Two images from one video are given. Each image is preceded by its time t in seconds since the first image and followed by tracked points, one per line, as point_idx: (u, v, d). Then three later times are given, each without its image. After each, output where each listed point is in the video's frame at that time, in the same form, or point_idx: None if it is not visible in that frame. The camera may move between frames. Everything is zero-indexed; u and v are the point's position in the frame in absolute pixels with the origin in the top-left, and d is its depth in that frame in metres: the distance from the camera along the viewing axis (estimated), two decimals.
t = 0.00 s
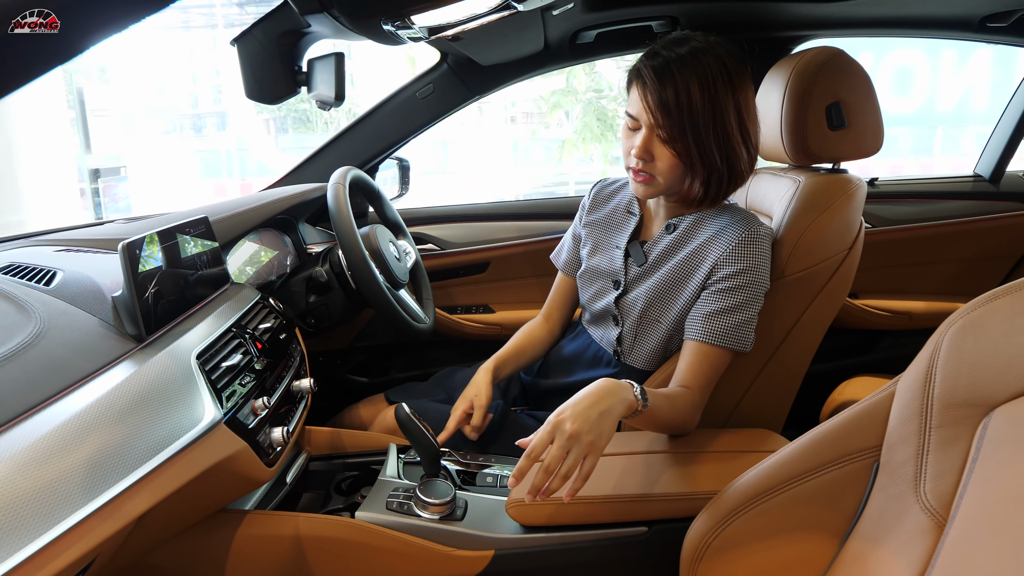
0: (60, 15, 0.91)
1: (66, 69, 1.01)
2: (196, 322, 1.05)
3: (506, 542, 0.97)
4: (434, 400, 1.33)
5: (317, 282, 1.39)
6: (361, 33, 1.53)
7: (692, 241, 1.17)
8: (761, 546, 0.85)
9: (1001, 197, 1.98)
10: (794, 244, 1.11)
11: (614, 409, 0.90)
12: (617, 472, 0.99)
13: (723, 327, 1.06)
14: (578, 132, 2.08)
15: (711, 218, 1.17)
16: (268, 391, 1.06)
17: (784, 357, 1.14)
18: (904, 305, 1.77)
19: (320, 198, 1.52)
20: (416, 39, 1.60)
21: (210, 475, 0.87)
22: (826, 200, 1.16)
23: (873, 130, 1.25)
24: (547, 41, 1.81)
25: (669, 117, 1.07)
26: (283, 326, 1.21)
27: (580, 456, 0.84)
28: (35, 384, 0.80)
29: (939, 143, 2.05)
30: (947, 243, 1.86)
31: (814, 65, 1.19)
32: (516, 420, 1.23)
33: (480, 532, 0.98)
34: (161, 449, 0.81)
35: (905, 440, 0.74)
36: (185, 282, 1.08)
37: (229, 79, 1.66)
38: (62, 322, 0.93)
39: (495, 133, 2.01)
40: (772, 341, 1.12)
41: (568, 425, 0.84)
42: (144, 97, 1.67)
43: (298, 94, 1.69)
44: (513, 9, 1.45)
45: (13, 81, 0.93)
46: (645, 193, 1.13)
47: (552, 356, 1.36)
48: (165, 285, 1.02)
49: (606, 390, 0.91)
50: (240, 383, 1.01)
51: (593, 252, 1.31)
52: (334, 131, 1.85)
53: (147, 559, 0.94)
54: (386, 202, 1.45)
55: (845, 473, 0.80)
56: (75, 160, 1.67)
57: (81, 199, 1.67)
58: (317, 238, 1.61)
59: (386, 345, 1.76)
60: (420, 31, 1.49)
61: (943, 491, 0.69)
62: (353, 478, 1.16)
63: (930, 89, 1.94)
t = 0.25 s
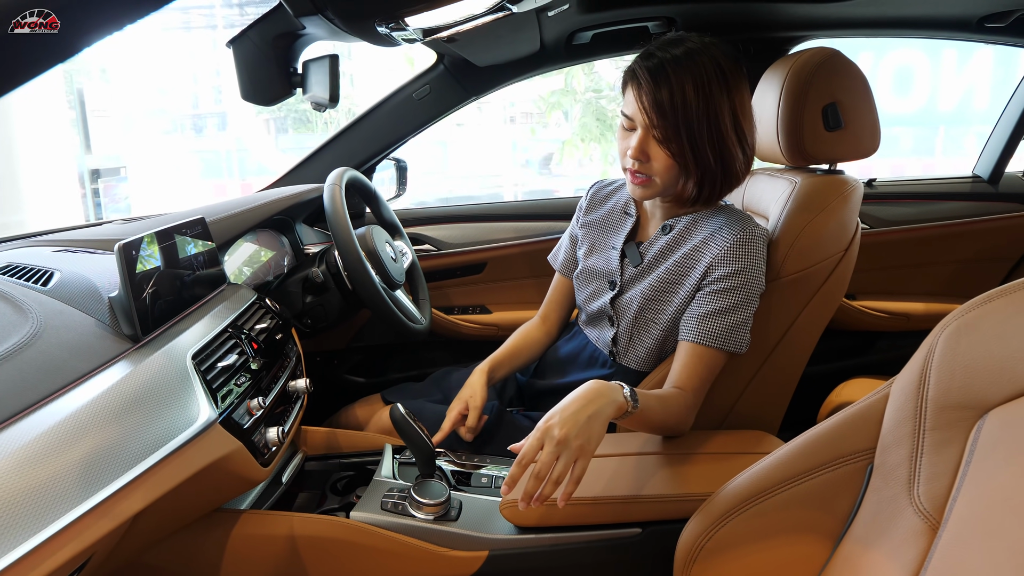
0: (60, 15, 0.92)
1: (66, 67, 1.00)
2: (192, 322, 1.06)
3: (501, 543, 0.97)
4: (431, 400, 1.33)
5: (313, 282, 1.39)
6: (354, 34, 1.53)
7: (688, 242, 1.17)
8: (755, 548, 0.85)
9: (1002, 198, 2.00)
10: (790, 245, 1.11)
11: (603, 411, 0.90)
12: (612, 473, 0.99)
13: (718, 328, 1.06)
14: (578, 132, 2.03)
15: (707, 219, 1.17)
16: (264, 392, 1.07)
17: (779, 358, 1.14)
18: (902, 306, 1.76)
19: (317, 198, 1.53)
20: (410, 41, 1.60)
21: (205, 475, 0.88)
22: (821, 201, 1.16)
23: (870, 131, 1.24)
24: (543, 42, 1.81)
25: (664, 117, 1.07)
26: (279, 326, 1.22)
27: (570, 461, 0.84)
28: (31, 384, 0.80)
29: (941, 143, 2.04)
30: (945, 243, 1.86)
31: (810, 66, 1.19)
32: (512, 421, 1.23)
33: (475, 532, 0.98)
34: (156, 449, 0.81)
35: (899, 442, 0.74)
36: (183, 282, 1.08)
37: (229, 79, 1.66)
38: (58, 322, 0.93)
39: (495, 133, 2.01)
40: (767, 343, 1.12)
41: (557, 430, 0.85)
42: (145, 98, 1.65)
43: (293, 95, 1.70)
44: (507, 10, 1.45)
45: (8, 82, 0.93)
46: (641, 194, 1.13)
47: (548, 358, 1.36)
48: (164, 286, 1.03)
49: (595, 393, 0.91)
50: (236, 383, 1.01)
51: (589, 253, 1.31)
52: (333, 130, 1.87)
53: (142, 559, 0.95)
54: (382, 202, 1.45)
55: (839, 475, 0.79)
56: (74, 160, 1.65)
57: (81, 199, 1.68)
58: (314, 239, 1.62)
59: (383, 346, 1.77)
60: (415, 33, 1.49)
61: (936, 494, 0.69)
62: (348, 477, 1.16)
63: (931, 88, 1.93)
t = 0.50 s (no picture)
0: (60, 15, 0.92)
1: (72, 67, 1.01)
2: (193, 322, 1.06)
3: (499, 544, 0.97)
4: (431, 400, 1.33)
5: (314, 283, 1.40)
6: (353, 35, 1.53)
7: (688, 243, 1.17)
8: (752, 550, 0.84)
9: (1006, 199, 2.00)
10: (791, 246, 1.11)
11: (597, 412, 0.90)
12: (610, 474, 0.99)
13: (717, 330, 1.06)
14: (582, 132, 2.03)
15: (707, 220, 1.17)
16: (264, 391, 1.07)
17: (779, 359, 1.13)
18: (906, 308, 1.76)
19: (318, 199, 1.53)
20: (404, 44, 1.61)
21: (205, 474, 0.88)
22: (822, 203, 1.15)
23: (871, 132, 1.24)
24: (544, 43, 1.81)
25: (664, 117, 1.07)
26: (280, 326, 1.22)
27: (565, 464, 0.85)
28: (32, 384, 0.81)
29: (949, 143, 2.03)
30: (948, 245, 1.85)
31: (811, 67, 1.18)
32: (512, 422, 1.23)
33: (473, 532, 0.98)
34: (155, 449, 0.82)
35: (898, 445, 0.74)
36: (185, 283, 1.09)
37: (234, 82, 1.65)
38: (59, 321, 0.94)
39: (500, 133, 2.01)
40: (767, 345, 1.12)
41: (551, 434, 0.85)
42: (150, 99, 1.67)
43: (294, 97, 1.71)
44: (506, 13, 1.43)
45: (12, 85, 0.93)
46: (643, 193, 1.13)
47: (549, 359, 1.37)
48: (166, 286, 1.03)
49: (590, 395, 0.91)
50: (236, 383, 1.02)
51: (590, 254, 1.31)
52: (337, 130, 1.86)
53: (142, 558, 0.95)
54: (383, 203, 1.45)
55: (836, 478, 0.79)
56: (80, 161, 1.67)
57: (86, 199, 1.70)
58: (316, 239, 1.63)
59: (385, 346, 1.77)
60: (414, 35, 1.50)
61: (934, 497, 0.69)
62: (348, 477, 1.17)
63: (936, 88, 1.91)
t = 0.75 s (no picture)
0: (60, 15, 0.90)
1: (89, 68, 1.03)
2: (207, 322, 1.07)
3: (510, 543, 0.98)
4: (443, 400, 1.34)
5: (327, 283, 1.41)
6: (364, 37, 1.54)
7: (699, 244, 1.17)
8: (762, 552, 0.84)
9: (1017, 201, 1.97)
10: (803, 247, 1.11)
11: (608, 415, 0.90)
12: (621, 475, 0.99)
13: (729, 330, 1.05)
14: (597, 133, 2.04)
15: (718, 221, 1.17)
16: (277, 390, 1.08)
17: (791, 361, 1.13)
18: (920, 308, 1.75)
19: (331, 200, 1.55)
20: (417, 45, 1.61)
21: (218, 472, 0.90)
22: (834, 204, 1.15)
23: (884, 132, 1.23)
24: (556, 44, 1.81)
25: (677, 118, 1.07)
26: (293, 325, 1.23)
27: (577, 467, 0.85)
28: (48, 382, 0.82)
29: (966, 144, 2.02)
30: (964, 246, 1.84)
31: (823, 68, 1.18)
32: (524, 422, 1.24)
33: (484, 532, 0.99)
34: (168, 447, 0.83)
35: (908, 446, 0.73)
36: (199, 282, 1.11)
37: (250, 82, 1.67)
38: (75, 321, 0.95)
39: (515, 134, 2.01)
40: (779, 347, 1.12)
41: (562, 439, 0.85)
42: (168, 99, 1.72)
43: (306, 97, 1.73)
44: (517, 14, 1.44)
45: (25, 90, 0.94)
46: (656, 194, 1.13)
47: (560, 359, 1.37)
48: (180, 285, 1.05)
49: (601, 398, 0.91)
50: (249, 382, 1.03)
51: (602, 255, 1.31)
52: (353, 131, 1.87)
53: (157, 555, 0.97)
54: (397, 203, 1.46)
55: (846, 480, 0.79)
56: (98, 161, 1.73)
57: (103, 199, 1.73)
58: (329, 239, 1.64)
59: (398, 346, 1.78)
60: (426, 36, 1.51)
61: (945, 499, 0.68)
62: (360, 476, 1.18)
63: (953, 88, 1.91)
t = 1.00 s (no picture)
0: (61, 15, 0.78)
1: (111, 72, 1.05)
2: (224, 322, 1.09)
3: (523, 543, 0.98)
4: (458, 400, 1.35)
5: (343, 283, 1.42)
6: (382, 41, 1.56)
7: (714, 246, 1.17)
8: (773, 554, 0.84)
9: None
10: (817, 248, 1.10)
11: (618, 420, 0.90)
12: (633, 476, 1.00)
13: (743, 332, 1.05)
14: (616, 133, 2.01)
15: (732, 223, 1.17)
16: (292, 390, 1.10)
17: (805, 362, 1.13)
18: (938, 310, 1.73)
19: (347, 201, 1.56)
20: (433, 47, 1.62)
21: (234, 470, 0.91)
22: (849, 205, 1.14)
23: (901, 133, 1.23)
24: (572, 45, 1.82)
25: (687, 121, 1.07)
26: (309, 326, 1.25)
27: (589, 474, 0.86)
28: (66, 381, 0.84)
29: (988, 143, 1.99)
30: (983, 247, 1.82)
31: (839, 69, 1.18)
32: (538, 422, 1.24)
33: (497, 532, 0.99)
34: (183, 446, 0.84)
35: (921, 448, 0.73)
36: (216, 283, 1.12)
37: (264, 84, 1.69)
38: (94, 321, 0.97)
39: (532, 135, 2.02)
40: (793, 348, 1.12)
41: (573, 446, 0.86)
42: (190, 100, 1.73)
43: (322, 99, 1.75)
44: (532, 16, 1.45)
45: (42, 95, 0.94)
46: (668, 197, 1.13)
47: (576, 359, 1.38)
48: (197, 286, 1.07)
49: (612, 404, 0.91)
50: (265, 381, 1.04)
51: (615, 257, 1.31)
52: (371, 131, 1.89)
53: (175, 552, 0.98)
54: (413, 205, 1.48)
55: (858, 481, 0.79)
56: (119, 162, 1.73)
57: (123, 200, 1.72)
58: (346, 240, 1.66)
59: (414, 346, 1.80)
60: (440, 39, 1.52)
61: (957, 502, 0.68)
62: (375, 476, 1.19)
63: (973, 88, 1.88)
